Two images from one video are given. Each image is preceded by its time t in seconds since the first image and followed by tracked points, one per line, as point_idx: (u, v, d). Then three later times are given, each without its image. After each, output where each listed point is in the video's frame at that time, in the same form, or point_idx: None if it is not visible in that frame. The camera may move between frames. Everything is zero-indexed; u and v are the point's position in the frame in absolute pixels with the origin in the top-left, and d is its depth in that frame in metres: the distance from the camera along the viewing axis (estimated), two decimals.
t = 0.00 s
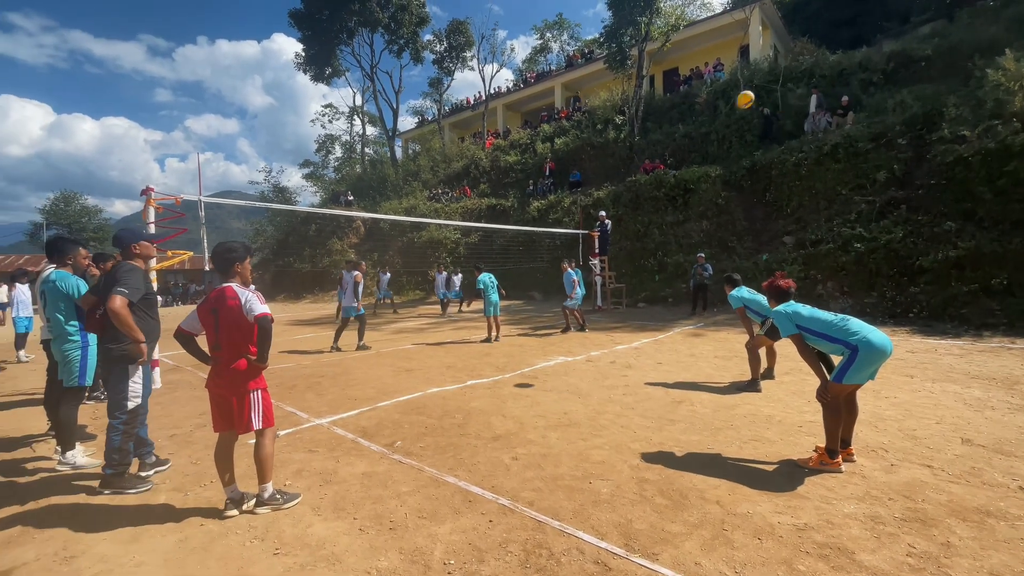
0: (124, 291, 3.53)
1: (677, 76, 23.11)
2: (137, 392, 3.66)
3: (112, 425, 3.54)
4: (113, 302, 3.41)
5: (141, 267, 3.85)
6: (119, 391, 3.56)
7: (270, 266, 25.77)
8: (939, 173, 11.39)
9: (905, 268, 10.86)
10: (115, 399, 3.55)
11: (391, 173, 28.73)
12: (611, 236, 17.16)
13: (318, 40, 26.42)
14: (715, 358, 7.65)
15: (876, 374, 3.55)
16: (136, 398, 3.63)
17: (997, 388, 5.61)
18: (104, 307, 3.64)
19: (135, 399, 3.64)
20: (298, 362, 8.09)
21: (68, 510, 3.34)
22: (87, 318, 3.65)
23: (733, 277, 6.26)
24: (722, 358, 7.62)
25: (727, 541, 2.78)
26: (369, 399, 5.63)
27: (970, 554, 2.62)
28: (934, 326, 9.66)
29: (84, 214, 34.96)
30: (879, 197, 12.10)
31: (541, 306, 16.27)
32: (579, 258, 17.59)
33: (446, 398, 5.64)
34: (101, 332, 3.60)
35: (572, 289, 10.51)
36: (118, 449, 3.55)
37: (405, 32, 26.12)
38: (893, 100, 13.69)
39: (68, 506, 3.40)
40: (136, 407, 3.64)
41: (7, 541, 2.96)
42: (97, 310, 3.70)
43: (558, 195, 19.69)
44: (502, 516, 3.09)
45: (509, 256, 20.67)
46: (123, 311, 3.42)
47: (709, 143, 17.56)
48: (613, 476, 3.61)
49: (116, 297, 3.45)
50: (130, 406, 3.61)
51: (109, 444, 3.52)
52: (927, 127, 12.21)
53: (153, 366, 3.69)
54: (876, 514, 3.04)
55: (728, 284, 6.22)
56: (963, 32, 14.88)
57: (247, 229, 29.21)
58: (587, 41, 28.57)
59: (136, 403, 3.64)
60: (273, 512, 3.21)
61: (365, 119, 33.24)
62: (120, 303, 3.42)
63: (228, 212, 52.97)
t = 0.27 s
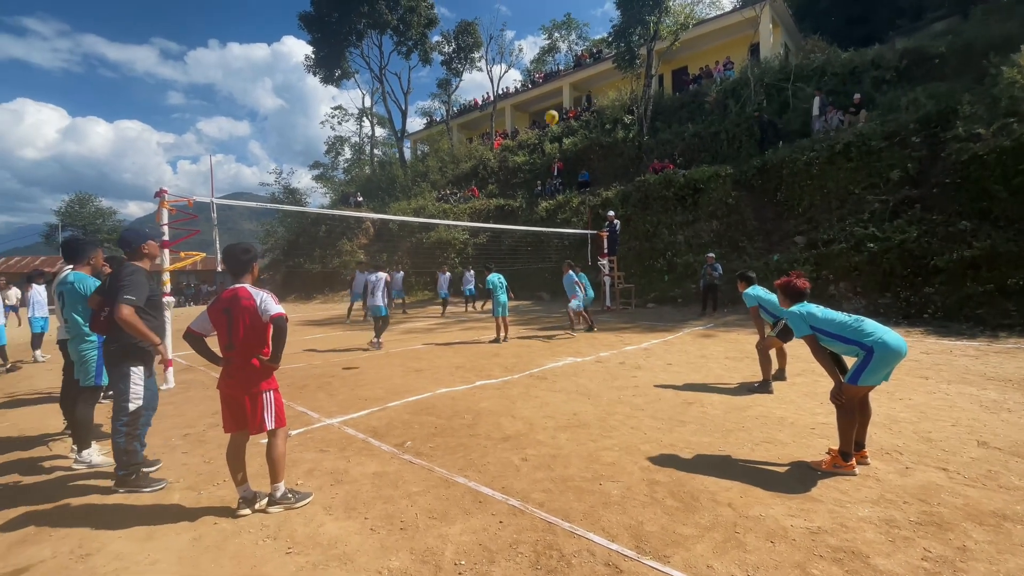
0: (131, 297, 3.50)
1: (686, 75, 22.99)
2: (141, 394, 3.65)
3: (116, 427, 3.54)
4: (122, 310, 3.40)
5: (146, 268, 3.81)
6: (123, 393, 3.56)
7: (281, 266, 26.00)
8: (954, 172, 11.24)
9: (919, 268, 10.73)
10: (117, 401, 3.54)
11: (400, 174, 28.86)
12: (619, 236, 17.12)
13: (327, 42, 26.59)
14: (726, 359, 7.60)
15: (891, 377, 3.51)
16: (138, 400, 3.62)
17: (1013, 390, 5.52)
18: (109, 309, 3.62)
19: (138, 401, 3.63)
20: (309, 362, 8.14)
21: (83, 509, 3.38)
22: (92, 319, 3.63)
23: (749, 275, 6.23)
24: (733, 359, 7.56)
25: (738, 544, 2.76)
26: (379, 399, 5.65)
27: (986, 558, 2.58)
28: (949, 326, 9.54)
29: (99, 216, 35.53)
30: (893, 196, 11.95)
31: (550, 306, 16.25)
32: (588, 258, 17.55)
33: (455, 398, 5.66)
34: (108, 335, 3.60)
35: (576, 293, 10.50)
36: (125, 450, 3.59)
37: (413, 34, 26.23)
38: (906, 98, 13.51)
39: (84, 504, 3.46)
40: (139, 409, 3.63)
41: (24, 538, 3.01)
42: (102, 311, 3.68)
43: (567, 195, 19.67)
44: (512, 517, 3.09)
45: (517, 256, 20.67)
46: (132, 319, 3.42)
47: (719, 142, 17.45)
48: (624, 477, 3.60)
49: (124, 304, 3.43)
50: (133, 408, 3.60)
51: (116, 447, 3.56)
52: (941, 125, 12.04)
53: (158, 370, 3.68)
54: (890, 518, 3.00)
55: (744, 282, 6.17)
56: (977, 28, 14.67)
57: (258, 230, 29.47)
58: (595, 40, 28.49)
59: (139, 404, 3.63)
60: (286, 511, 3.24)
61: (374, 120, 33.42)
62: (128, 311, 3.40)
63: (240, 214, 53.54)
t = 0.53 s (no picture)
0: (140, 297, 3.53)
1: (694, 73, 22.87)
2: (155, 392, 3.69)
3: (132, 424, 3.59)
4: (131, 311, 3.43)
5: (152, 267, 3.83)
6: (136, 391, 3.59)
7: (290, 266, 26.18)
8: (968, 169, 11.09)
9: (933, 267, 10.61)
10: (130, 399, 3.58)
11: (408, 174, 28.94)
12: (627, 235, 17.06)
13: (336, 43, 26.72)
14: (736, 359, 7.54)
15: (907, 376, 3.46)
16: (153, 397, 3.65)
17: None
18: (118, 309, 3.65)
19: (153, 398, 3.67)
20: (318, 361, 8.17)
21: (97, 506, 3.43)
22: (102, 319, 3.67)
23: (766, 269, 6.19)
24: (743, 359, 7.50)
25: (750, 545, 2.73)
26: (388, 398, 5.66)
27: (1003, 561, 2.54)
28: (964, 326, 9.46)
29: (112, 216, 35.98)
30: (906, 194, 11.81)
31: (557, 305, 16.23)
32: (596, 257, 17.51)
33: (464, 397, 5.65)
34: (118, 333, 3.63)
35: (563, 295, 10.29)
36: (140, 446, 3.62)
37: (421, 34, 26.29)
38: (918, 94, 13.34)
39: (98, 501, 3.50)
40: (153, 406, 3.67)
41: (40, 535, 3.05)
42: (111, 311, 3.71)
43: (574, 194, 19.62)
44: (521, 516, 3.09)
45: (525, 256, 20.65)
46: (141, 319, 3.46)
47: (728, 140, 17.34)
48: (633, 477, 3.58)
49: (132, 304, 3.47)
50: (147, 405, 3.64)
51: (131, 442, 3.59)
52: (955, 122, 11.84)
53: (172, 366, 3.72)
54: (905, 520, 2.97)
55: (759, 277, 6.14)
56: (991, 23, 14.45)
57: (267, 230, 29.68)
58: (603, 39, 28.40)
59: (153, 401, 3.67)
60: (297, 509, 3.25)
61: (382, 120, 33.53)
62: (138, 311, 3.45)
63: (250, 214, 53.97)
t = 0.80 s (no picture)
0: (152, 297, 3.56)
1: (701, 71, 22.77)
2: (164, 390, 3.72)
3: (141, 421, 3.60)
4: (146, 310, 3.46)
5: (161, 267, 3.85)
6: (147, 389, 3.62)
7: (297, 266, 26.32)
8: (979, 166, 10.97)
9: (943, 265, 10.51)
10: (140, 397, 3.60)
11: (413, 173, 29.00)
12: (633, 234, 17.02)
13: (341, 43, 26.80)
14: (743, 358, 7.50)
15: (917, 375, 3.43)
16: (162, 395, 3.68)
17: None
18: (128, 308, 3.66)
19: (161, 396, 3.69)
20: (325, 360, 8.21)
21: (108, 503, 3.47)
22: (111, 318, 3.67)
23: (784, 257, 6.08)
24: (750, 358, 7.46)
25: (758, 546, 2.72)
26: (395, 397, 5.68)
27: (1015, 563, 2.51)
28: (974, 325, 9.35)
29: (121, 217, 36.34)
30: (915, 192, 11.71)
31: (563, 305, 16.22)
32: (602, 256, 17.47)
33: (470, 396, 5.66)
34: (128, 332, 3.64)
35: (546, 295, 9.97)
36: (150, 443, 3.66)
37: (427, 33, 26.33)
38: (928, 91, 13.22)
39: (109, 499, 3.53)
40: (163, 404, 3.70)
41: (52, 532, 3.08)
42: (120, 310, 3.71)
43: (580, 193, 19.58)
44: (528, 516, 3.09)
45: (531, 255, 20.63)
46: (155, 318, 3.50)
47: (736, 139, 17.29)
48: (640, 477, 3.57)
49: (145, 304, 3.49)
50: (156, 403, 3.66)
51: (140, 439, 3.61)
52: (965, 119, 11.68)
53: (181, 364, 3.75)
54: (915, 521, 2.94)
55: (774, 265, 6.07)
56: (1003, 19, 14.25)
57: (274, 230, 29.82)
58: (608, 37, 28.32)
59: (163, 399, 3.70)
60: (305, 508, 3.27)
61: (387, 120, 33.61)
62: (151, 310, 3.48)
63: (257, 214, 54.30)
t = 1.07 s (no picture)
0: (161, 294, 3.56)
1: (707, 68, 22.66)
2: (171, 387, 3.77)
3: (150, 418, 3.65)
4: (155, 306, 3.46)
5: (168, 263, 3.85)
6: (156, 386, 3.66)
7: (304, 265, 26.46)
8: (989, 163, 10.86)
9: (953, 263, 10.42)
10: (149, 394, 3.64)
11: (419, 172, 29.04)
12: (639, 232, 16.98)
13: (347, 43, 26.87)
14: (750, 357, 7.46)
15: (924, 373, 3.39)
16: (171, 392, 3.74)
17: None
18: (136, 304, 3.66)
19: (170, 394, 3.76)
20: (331, 358, 8.25)
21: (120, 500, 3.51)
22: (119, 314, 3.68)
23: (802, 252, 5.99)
24: (757, 357, 7.42)
25: (765, 545, 2.71)
26: (401, 395, 5.70)
27: None
28: (984, 323, 9.26)
29: (130, 217, 36.67)
30: (924, 189, 11.60)
31: (569, 303, 16.21)
32: (608, 255, 17.43)
33: (476, 395, 5.67)
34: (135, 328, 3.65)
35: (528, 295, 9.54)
36: (160, 440, 3.68)
37: (432, 32, 26.34)
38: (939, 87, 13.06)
39: (120, 495, 3.57)
40: (171, 401, 3.76)
41: (65, 528, 3.12)
42: (128, 306, 3.72)
43: (585, 191, 19.54)
44: (534, 513, 3.09)
45: (536, 254, 20.61)
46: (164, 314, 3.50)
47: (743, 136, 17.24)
48: (647, 476, 3.56)
49: (154, 300, 3.50)
50: (166, 400, 3.72)
51: (151, 436, 3.64)
52: (975, 115, 11.64)
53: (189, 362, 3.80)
54: (924, 520, 2.92)
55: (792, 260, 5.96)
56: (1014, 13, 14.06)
57: (281, 230, 29.98)
58: (614, 35, 28.22)
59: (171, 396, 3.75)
60: (312, 505, 3.29)
61: (393, 119, 33.68)
62: (160, 307, 3.48)
63: (264, 213, 54.62)
